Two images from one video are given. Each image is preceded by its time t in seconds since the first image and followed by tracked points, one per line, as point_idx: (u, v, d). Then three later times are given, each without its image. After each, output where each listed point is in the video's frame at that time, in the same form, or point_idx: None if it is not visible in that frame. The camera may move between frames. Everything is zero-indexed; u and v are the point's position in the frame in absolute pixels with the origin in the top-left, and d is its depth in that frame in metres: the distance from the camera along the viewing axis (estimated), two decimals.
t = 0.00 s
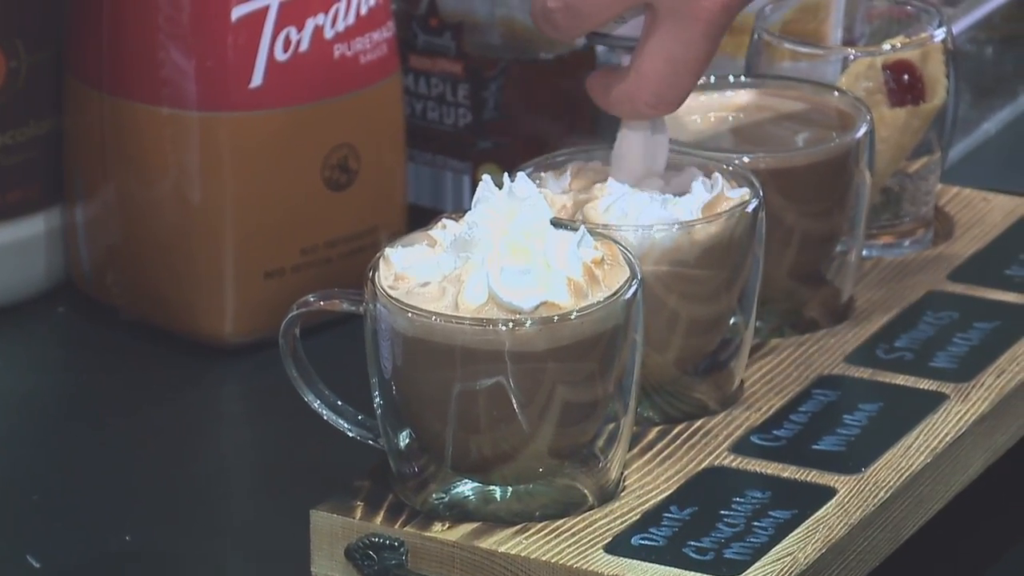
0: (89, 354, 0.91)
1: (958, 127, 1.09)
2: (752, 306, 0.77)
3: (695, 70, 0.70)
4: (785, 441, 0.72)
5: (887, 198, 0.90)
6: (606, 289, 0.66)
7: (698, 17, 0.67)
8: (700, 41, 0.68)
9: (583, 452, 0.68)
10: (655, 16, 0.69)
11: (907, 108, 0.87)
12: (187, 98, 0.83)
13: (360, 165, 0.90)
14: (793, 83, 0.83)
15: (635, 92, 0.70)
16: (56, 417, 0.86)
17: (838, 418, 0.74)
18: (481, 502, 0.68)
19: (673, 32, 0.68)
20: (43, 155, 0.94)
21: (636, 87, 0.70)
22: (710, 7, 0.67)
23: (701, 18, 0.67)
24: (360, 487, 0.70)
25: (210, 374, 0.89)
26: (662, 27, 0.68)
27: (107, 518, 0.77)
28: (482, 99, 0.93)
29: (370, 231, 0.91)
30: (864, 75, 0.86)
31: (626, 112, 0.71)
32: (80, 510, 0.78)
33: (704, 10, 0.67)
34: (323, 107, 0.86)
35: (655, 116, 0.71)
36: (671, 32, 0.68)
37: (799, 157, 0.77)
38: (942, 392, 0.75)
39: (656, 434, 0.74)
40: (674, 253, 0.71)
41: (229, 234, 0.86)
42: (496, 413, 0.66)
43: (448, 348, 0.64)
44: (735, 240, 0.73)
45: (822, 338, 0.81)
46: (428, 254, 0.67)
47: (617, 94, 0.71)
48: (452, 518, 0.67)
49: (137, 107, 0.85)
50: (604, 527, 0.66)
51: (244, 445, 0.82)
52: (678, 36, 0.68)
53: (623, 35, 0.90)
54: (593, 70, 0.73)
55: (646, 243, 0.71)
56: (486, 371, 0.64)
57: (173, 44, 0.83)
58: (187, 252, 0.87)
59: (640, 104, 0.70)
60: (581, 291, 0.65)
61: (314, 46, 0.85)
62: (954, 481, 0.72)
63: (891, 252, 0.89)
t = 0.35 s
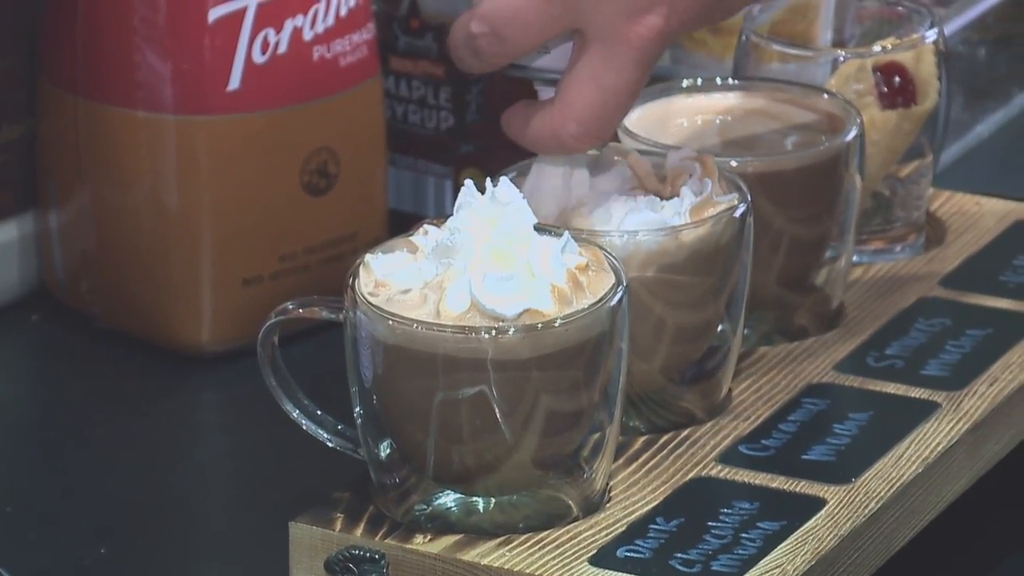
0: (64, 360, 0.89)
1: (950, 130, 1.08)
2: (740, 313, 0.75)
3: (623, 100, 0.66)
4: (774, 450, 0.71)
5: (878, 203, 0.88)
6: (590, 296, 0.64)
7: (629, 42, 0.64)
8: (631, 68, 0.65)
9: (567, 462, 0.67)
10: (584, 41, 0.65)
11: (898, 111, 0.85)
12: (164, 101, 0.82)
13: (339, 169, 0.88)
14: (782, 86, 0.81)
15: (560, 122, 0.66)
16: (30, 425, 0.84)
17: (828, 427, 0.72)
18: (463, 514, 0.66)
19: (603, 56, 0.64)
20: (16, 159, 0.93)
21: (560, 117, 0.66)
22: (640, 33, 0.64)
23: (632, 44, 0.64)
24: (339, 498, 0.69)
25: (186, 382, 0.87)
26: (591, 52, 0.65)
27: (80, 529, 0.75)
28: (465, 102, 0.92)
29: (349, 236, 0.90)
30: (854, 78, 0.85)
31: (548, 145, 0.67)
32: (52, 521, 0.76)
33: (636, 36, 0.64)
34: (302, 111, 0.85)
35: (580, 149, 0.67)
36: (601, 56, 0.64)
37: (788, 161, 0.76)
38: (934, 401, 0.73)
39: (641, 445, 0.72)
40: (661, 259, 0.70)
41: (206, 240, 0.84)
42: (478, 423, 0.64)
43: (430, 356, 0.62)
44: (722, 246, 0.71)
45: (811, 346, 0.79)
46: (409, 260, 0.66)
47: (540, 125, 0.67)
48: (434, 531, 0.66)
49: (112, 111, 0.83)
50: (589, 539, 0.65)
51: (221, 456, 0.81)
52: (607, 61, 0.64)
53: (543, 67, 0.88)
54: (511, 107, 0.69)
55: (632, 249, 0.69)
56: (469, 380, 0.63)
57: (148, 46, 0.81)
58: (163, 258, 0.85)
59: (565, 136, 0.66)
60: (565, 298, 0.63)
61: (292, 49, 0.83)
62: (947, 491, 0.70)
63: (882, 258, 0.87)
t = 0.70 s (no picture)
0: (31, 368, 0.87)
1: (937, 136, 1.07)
2: (723, 323, 0.73)
3: (695, 90, 0.65)
4: (758, 463, 0.69)
5: (864, 210, 0.87)
6: (570, 306, 0.63)
7: (698, 29, 0.64)
8: (700, 58, 0.64)
9: (547, 475, 0.65)
10: (653, 33, 0.65)
11: (885, 116, 0.84)
12: (134, 107, 0.80)
13: (313, 176, 0.86)
14: (766, 91, 0.81)
15: (629, 114, 0.66)
16: None
17: (813, 439, 0.71)
18: (441, 529, 0.64)
19: (670, 47, 0.64)
20: None
21: (632, 111, 0.66)
22: (709, 19, 0.64)
23: (701, 32, 0.64)
24: (314, 513, 0.67)
25: (156, 391, 0.85)
26: (659, 44, 0.65)
27: (46, 542, 0.73)
28: (441, 108, 0.90)
29: (324, 244, 0.88)
30: (839, 83, 0.83)
31: (621, 138, 0.67)
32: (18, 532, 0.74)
33: (704, 22, 0.64)
34: (275, 117, 0.83)
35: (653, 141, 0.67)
36: (668, 46, 0.64)
37: (771, 167, 0.74)
38: (921, 412, 0.72)
39: (623, 457, 0.71)
40: (643, 269, 0.68)
41: (178, 249, 0.82)
42: (456, 436, 0.62)
43: (406, 368, 0.61)
44: (705, 255, 0.70)
45: (796, 357, 0.78)
46: (384, 270, 0.64)
47: (611, 118, 0.67)
48: (410, 546, 0.64)
49: (81, 117, 0.81)
50: (569, 554, 0.64)
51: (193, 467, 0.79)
52: (674, 51, 0.64)
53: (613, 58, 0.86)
54: (587, 98, 0.70)
55: (613, 258, 0.68)
56: (446, 392, 0.61)
57: (119, 51, 0.79)
58: (134, 268, 0.83)
59: (636, 128, 0.66)
60: (545, 308, 0.62)
61: (266, 53, 0.82)
62: (934, 505, 0.69)
63: (868, 266, 0.86)
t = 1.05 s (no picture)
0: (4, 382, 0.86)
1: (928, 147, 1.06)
2: (710, 337, 0.72)
3: (614, 76, 0.66)
4: (745, 480, 0.68)
5: (853, 221, 0.86)
6: (553, 320, 0.61)
7: (636, 14, 0.64)
8: (629, 48, 0.65)
9: (530, 493, 0.63)
10: (585, 15, 0.65)
11: (873, 125, 0.83)
12: (108, 117, 0.78)
13: (292, 188, 0.84)
14: (753, 101, 0.79)
15: (544, 86, 0.66)
16: None
17: (801, 455, 0.69)
18: (421, 547, 0.63)
19: (605, 27, 0.64)
20: None
21: (544, 83, 0.66)
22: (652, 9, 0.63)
23: (638, 18, 0.64)
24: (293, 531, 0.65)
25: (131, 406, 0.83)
26: (591, 19, 0.65)
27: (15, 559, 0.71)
28: (421, 118, 0.88)
29: (303, 258, 0.86)
30: (827, 92, 0.82)
31: (529, 110, 0.67)
32: None
33: (646, 9, 0.63)
34: (252, 128, 0.81)
35: (561, 119, 0.67)
36: (602, 24, 0.64)
37: (758, 178, 0.73)
38: (912, 428, 0.70)
39: (608, 474, 0.69)
40: (628, 282, 0.67)
41: (153, 263, 0.80)
42: (437, 452, 0.61)
43: (387, 384, 0.59)
44: (692, 268, 0.68)
45: (784, 372, 0.77)
46: (364, 283, 0.62)
47: (528, 90, 0.67)
48: (390, 565, 0.63)
49: (55, 127, 0.79)
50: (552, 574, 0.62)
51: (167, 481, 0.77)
52: (604, 31, 0.64)
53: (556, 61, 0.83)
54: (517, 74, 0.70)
55: (598, 271, 0.66)
56: (427, 408, 0.60)
57: (93, 61, 0.77)
58: (108, 281, 0.81)
59: (545, 100, 0.66)
60: (527, 322, 0.60)
61: (242, 63, 0.80)
62: (924, 522, 0.68)
63: (857, 278, 0.85)
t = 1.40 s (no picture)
0: None
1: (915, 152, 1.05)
2: (691, 347, 0.70)
3: None
4: (728, 492, 0.66)
5: (839, 228, 0.85)
6: (532, 329, 0.60)
7: None
8: None
9: (508, 507, 0.62)
10: None
11: (857, 133, 0.82)
12: (76, 124, 0.76)
13: (264, 195, 0.82)
14: (735, 105, 0.77)
15: None
16: None
17: (784, 468, 0.68)
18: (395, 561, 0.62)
19: None
20: None
21: None
22: None
23: None
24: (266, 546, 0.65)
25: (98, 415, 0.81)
26: None
27: None
28: (396, 122, 0.86)
29: (275, 267, 0.84)
30: (810, 97, 0.81)
31: None
32: None
33: None
34: (223, 134, 0.79)
35: None
36: None
37: (739, 185, 0.72)
38: (897, 439, 0.69)
39: (587, 487, 0.68)
40: (608, 292, 0.65)
41: (122, 272, 0.78)
42: (413, 465, 0.59)
43: (361, 396, 0.58)
44: (673, 276, 0.67)
45: (767, 382, 0.75)
46: (338, 292, 0.61)
47: None
48: None
49: (22, 134, 0.77)
50: None
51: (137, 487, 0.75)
52: None
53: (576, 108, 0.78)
54: None
55: (576, 279, 0.65)
56: (402, 420, 0.58)
57: (60, 66, 0.75)
58: (77, 291, 0.79)
59: None
60: (505, 331, 0.59)
61: (213, 68, 0.78)
62: (910, 535, 0.66)
63: (844, 287, 0.84)
